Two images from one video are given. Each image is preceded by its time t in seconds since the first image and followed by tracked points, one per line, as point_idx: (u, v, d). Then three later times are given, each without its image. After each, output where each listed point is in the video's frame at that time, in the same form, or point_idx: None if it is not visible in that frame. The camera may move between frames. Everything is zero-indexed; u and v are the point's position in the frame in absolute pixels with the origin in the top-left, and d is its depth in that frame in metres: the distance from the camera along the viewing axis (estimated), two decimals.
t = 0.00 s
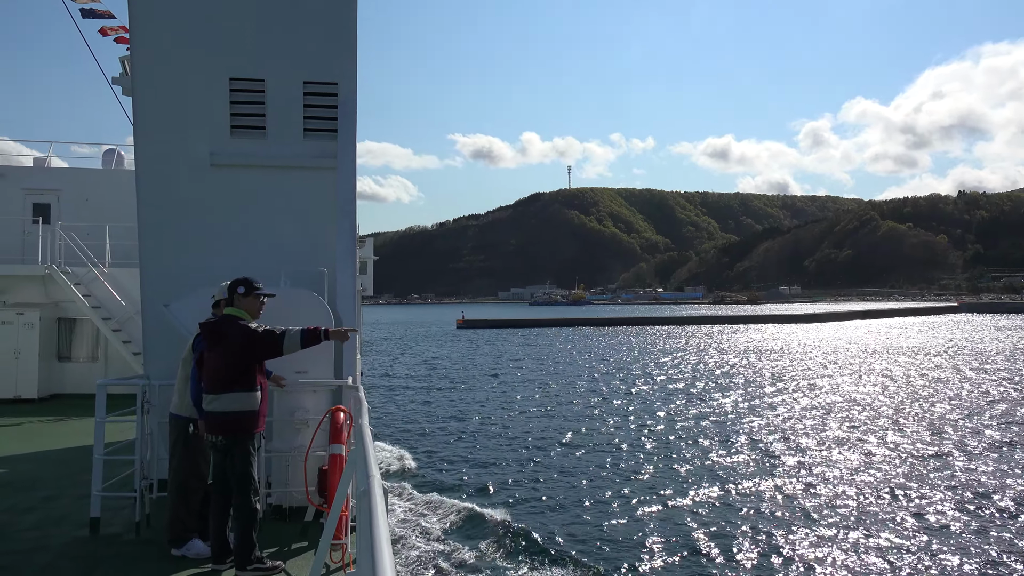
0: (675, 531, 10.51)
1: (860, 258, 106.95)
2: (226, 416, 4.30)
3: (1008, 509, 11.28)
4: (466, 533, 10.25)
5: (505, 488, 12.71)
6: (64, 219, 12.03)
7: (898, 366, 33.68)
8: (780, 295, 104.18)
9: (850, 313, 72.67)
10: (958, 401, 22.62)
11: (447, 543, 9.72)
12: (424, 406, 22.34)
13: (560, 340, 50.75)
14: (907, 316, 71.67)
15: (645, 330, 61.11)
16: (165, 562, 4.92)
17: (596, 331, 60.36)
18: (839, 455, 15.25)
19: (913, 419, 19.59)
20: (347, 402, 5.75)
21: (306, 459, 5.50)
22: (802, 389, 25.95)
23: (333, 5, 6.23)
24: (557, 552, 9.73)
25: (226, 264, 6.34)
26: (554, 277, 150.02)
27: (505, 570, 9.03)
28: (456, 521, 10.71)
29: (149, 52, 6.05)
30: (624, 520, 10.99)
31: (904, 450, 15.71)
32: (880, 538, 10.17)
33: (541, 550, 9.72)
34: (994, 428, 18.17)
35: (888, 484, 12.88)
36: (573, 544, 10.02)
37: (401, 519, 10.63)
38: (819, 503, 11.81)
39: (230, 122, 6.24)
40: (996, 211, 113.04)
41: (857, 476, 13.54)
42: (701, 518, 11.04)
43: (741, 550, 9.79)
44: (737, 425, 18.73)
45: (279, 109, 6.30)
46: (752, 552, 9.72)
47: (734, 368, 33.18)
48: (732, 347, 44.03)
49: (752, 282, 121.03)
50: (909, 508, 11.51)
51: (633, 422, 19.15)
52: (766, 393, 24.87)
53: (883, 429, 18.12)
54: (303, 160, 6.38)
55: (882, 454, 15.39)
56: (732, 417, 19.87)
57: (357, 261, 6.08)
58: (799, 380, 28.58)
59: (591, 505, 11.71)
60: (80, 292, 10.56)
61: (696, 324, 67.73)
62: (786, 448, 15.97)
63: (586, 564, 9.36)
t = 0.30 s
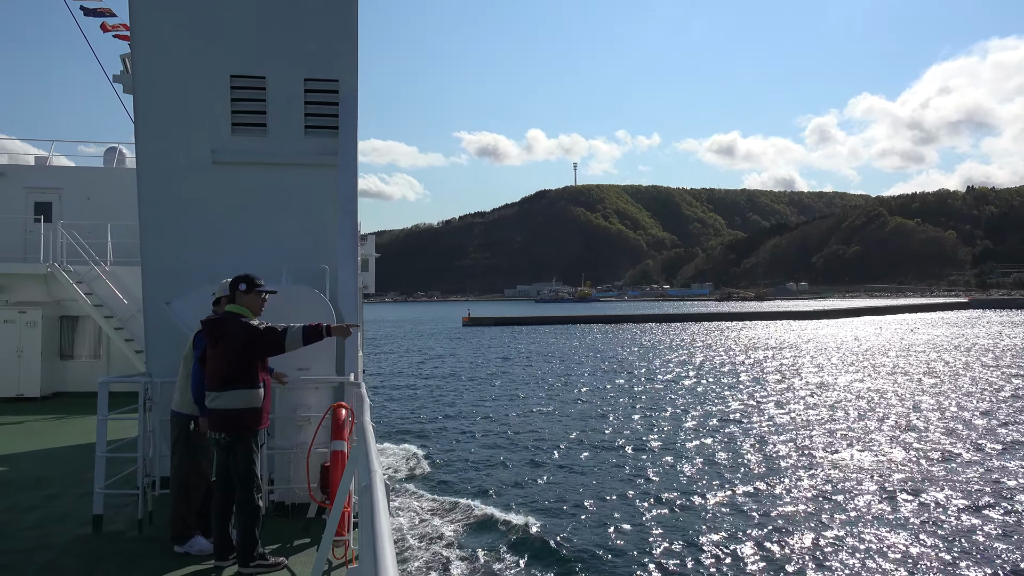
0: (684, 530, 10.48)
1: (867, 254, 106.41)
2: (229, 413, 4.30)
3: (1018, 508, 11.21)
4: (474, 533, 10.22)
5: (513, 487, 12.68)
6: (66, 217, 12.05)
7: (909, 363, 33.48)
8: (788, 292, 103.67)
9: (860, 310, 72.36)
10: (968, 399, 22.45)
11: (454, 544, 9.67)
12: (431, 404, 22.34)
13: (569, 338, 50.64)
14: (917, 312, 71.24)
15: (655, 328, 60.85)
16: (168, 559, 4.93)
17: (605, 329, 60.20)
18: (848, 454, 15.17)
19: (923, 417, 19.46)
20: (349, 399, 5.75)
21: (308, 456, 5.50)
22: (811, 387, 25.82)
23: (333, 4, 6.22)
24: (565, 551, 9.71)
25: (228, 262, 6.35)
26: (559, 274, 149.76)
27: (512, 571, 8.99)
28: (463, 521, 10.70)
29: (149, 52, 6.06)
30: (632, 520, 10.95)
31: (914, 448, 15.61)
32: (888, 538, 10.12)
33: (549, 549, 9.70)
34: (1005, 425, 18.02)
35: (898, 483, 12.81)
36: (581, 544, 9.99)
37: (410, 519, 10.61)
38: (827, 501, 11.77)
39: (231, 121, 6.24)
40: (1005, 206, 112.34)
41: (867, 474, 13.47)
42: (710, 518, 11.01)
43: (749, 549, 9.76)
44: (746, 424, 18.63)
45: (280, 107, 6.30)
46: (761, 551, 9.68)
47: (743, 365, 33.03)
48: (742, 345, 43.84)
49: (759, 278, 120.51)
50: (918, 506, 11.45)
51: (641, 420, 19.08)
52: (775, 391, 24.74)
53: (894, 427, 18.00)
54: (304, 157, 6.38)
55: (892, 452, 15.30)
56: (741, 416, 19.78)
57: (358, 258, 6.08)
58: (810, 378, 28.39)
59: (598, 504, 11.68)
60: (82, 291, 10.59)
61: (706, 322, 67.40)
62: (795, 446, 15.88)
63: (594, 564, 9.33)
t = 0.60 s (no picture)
0: (691, 523, 10.47)
1: (876, 245, 105.73)
2: (232, 407, 4.30)
3: None
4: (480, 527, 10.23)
5: (520, 480, 12.69)
6: (67, 212, 12.07)
7: (919, 355, 33.31)
8: (796, 283, 103.18)
9: (870, 301, 72.11)
10: (979, 390, 22.30)
11: (460, 538, 9.67)
12: (438, 397, 22.34)
13: (578, 330, 50.59)
14: (928, 303, 70.85)
15: (664, 319, 60.68)
16: (172, 552, 4.95)
17: (614, 321, 60.08)
18: (856, 446, 15.12)
19: (933, 409, 19.36)
20: (352, 391, 5.75)
21: (311, 449, 5.51)
22: (819, 378, 25.74)
23: None
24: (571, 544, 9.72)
25: (229, 255, 6.35)
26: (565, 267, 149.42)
27: (518, 564, 8.98)
28: (469, 515, 10.71)
29: (150, 44, 6.04)
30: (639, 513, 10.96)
31: (923, 440, 15.55)
32: (896, 530, 10.09)
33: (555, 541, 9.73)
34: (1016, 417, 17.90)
35: (906, 475, 12.76)
36: (588, 536, 10.00)
37: (417, 512, 10.64)
38: (834, 494, 11.73)
39: (232, 113, 6.22)
40: (1015, 196, 111.49)
41: (874, 467, 13.43)
42: (717, 510, 11.00)
43: (757, 542, 9.74)
44: (753, 416, 18.58)
45: (281, 100, 6.27)
46: (769, 544, 9.66)
47: (751, 357, 32.94)
48: (751, 337, 43.68)
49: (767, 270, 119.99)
50: (926, 499, 11.41)
51: (648, 413, 19.05)
52: (783, 382, 24.67)
53: (903, 419, 17.92)
54: (305, 150, 6.35)
55: (900, 444, 15.24)
56: (749, 408, 19.72)
57: (359, 251, 6.08)
58: (818, 370, 28.28)
59: (605, 497, 11.69)
60: (84, 285, 10.64)
61: (716, 313, 67.17)
62: (802, 439, 15.84)
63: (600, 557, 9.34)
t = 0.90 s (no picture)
0: (699, 523, 10.44)
1: (885, 243, 105.15)
2: (234, 405, 4.29)
3: None
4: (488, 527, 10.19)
5: (529, 479, 12.68)
6: (70, 209, 12.09)
7: (930, 354, 33.09)
8: (805, 281, 102.66)
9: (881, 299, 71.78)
10: (991, 391, 22.12)
11: (464, 538, 9.64)
12: (444, 395, 22.28)
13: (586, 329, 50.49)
14: (939, 302, 70.35)
15: (673, 318, 60.49)
16: (175, 549, 4.95)
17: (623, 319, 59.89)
18: (865, 446, 15.06)
19: (944, 409, 19.25)
20: (354, 389, 5.74)
21: (313, 447, 5.51)
22: (829, 378, 25.62)
23: None
24: (580, 545, 9.67)
25: (231, 254, 6.34)
26: (571, 265, 149.12)
27: (523, 565, 8.94)
28: (477, 514, 10.69)
29: (152, 42, 6.02)
30: (648, 512, 10.96)
31: (934, 441, 15.48)
32: (903, 532, 10.02)
33: (562, 540, 9.74)
34: None
35: (916, 476, 12.70)
36: (598, 536, 9.98)
37: (426, 510, 10.64)
38: (843, 495, 11.68)
39: (235, 111, 6.21)
40: None
41: (884, 468, 13.34)
42: (726, 510, 10.98)
43: (767, 542, 9.72)
44: (761, 416, 18.51)
45: (284, 97, 6.26)
46: (780, 544, 9.63)
47: (760, 356, 32.82)
48: (761, 336, 43.46)
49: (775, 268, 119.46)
50: (936, 500, 11.36)
51: (656, 412, 18.99)
52: (791, 382, 24.59)
53: (914, 420, 17.83)
54: (308, 148, 6.35)
55: (910, 444, 15.18)
56: (756, 408, 19.64)
57: (362, 249, 6.07)
58: (828, 370, 28.14)
59: (612, 496, 11.68)
60: (87, 282, 10.66)
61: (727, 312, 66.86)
62: (812, 439, 15.78)
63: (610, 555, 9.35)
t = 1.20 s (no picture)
0: (705, 523, 10.41)
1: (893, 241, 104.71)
2: (238, 402, 4.29)
3: None
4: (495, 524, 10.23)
5: (539, 478, 12.68)
6: (72, 208, 12.12)
7: (944, 354, 32.86)
8: (813, 279, 102.25)
9: (894, 298, 71.35)
10: (1004, 391, 21.95)
11: (470, 535, 9.64)
12: (452, 394, 22.25)
13: (596, 327, 50.37)
14: (952, 301, 69.98)
15: (684, 317, 60.31)
16: (179, 546, 4.96)
17: (635, 318, 59.69)
18: (876, 446, 15.00)
19: (958, 408, 19.11)
20: (357, 387, 5.75)
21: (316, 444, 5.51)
22: (841, 378, 25.50)
23: None
24: (591, 543, 9.67)
25: (234, 251, 6.35)
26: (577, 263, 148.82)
27: (530, 563, 8.91)
28: (485, 512, 10.71)
29: (156, 41, 6.03)
30: (657, 511, 10.95)
31: (947, 441, 15.38)
32: (911, 533, 9.99)
33: (572, 539, 9.73)
34: None
35: (928, 477, 12.63)
36: (607, 534, 10.01)
37: (436, 508, 10.64)
38: (851, 494, 11.66)
39: (238, 109, 6.21)
40: None
41: (893, 467, 13.28)
42: (734, 509, 10.99)
43: (777, 541, 9.71)
44: (771, 416, 18.43)
45: (286, 96, 6.26)
46: (790, 544, 9.62)
47: (771, 356, 32.69)
48: (773, 335, 43.23)
49: (783, 266, 119.02)
50: (947, 500, 11.31)
51: (665, 412, 18.94)
52: (802, 382, 24.48)
53: (927, 420, 17.72)
54: (311, 146, 6.35)
55: (923, 444, 15.09)
56: (765, 407, 19.59)
57: (364, 247, 6.07)
58: (840, 369, 28.01)
59: (620, 496, 11.68)
60: (90, 280, 10.69)
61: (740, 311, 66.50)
62: (822, 438, 15.71)
63: (621, 554, 9.35)
